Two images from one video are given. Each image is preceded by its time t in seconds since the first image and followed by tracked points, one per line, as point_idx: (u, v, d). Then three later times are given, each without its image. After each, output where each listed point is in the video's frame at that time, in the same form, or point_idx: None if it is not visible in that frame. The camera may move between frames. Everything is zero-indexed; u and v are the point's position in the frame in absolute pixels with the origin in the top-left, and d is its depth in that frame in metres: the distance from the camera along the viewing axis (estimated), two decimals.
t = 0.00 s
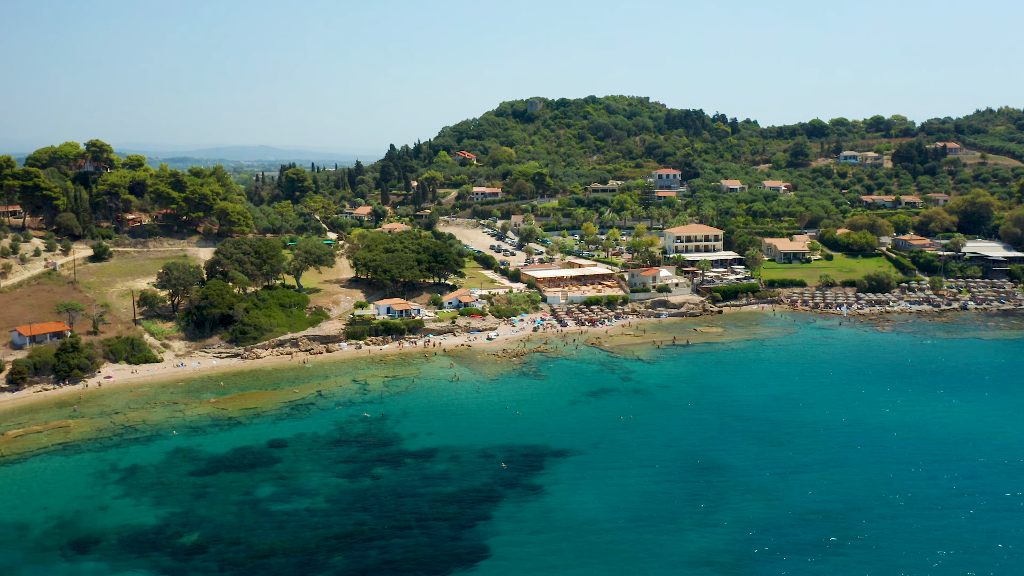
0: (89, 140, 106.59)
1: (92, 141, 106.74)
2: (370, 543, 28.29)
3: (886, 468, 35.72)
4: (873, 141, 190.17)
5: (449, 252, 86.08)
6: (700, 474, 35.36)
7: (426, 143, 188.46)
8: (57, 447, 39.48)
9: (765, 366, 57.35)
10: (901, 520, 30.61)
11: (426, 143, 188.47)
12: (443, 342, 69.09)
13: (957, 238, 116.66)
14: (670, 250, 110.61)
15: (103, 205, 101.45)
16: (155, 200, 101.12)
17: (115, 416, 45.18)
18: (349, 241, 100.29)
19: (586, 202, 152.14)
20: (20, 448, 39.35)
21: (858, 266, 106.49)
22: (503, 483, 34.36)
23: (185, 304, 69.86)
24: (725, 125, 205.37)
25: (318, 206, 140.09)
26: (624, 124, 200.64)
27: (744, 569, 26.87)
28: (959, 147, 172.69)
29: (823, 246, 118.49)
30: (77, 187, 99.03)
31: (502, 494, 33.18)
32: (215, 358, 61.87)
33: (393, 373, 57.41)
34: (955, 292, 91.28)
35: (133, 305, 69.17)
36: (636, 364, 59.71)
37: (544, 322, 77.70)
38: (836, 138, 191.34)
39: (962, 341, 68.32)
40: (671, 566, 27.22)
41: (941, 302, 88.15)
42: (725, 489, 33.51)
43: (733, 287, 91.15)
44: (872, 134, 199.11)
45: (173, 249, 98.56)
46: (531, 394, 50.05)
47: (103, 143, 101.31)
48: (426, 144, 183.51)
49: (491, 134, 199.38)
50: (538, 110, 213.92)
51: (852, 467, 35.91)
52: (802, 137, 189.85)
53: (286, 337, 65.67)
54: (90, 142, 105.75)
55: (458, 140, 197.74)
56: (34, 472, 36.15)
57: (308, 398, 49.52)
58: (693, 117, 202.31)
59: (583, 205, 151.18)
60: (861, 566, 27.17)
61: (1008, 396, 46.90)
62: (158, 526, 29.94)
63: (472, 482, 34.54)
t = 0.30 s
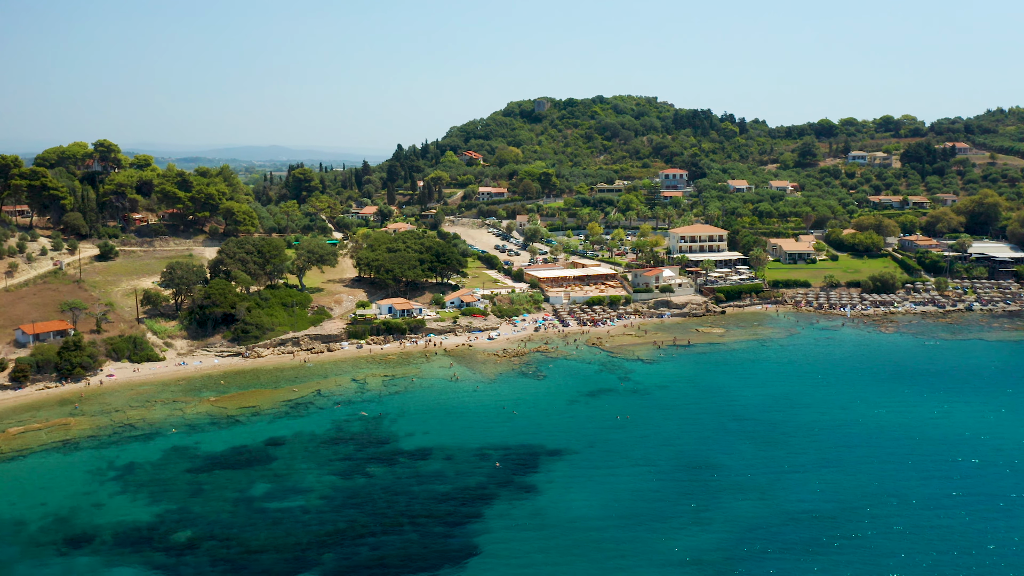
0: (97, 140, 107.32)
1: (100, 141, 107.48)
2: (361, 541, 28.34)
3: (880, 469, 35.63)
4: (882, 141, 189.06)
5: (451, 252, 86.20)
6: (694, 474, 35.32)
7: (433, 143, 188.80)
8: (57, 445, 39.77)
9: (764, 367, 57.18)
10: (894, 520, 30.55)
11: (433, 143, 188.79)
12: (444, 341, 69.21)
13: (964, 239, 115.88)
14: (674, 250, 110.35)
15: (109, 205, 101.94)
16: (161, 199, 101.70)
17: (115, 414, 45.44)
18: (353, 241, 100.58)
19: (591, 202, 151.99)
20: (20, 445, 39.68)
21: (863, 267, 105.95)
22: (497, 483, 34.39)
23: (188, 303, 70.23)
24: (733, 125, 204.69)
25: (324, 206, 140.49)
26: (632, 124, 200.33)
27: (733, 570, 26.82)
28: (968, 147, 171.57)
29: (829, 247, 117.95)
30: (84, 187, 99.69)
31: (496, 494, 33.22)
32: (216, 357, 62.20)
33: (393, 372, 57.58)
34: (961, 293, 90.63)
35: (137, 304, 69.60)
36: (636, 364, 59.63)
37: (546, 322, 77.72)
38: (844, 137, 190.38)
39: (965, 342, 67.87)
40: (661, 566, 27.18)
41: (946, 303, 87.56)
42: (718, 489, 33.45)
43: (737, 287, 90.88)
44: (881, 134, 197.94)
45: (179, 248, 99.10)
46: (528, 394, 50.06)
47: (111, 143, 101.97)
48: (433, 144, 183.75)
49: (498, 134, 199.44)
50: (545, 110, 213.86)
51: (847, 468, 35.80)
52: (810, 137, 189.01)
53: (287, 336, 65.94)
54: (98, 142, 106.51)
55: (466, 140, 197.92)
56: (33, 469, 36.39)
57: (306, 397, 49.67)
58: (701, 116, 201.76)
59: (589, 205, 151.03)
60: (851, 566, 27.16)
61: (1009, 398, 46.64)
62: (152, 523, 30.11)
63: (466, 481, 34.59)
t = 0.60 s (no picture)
0: (104, 140, 108.09)
1: (108, 141, 108.23)
2: (352, 539, 28.43)
3: (875, 470, 35.58)
4: (891, 141, 187.97)
5: (454, 252, 86.35)
6: (689, 475, 35.29)
7: (440, 143, 189.13)
8: (56, 442, 40.11)
9: (764, 367, 57.07)
10: (886, 522, 30.47)
11: (440, 143, 189.16)
12: (445, 341, 69.38)
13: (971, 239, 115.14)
14: (678, 250, 110.14)
15: (116, 204, 102.49)
16: (167, 199, 102.31)
17: (115, 412, 45.80)
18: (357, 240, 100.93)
19: (597, 202, 151.84)
20: (20, 443, 40.04)
21: (868, 267, 105.43)
22: (491, 483, 34.49)
23: (191, 302, 70.62)
24: (741, 125, 204.07)
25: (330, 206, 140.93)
26: (639, 124, 200.02)
27: (723, 571, 26.80)
28: (978, 147, 170.43)
29: (834, 247, 117.44)
30: (91, 186, 100.36)
31: (489, 493, 33.29)
32: (218, 355, 62.58)
33: (392, 371, 57.74)
34: (966, 294, 90.03)
35: (141, 303, 70.05)
36: (636, 364, 59.65)
37: (547, 322, 77.78)
38: (853, 138, 189.43)
39: (968, 343, 67.51)
40: (650, 567, 27.19)
41: (951, 304, 86.99)
42: (712, 490, 33.44)
43: (740, 288, 90.65)
44: (891, 134, 196.81)
45: (185, 248, 99.65)
46: (527, 393, 50.14)
47: (118, 143, 102.65)
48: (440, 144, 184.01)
49: (506, 134, 199.56)
50: (553, 110, 213.85)
51: (842, 469, 35.75)
52: (818, 137, 188.20)
53: (289, 335, 66.22)
54: (105, 142, 107.27)
55: (473, 140, 198.17)
56: (31, 466, 36.73)
57: (305, 395, 49.93)
58: (708, 116, 201.17)
59: (595, 205, 150.90)
60: (841, 567, 27.10)
61: (1009, 399, 46.38)
62: (147, 521, 30.32)
63: (460, 481, 34.67)
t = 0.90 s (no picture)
0: (112, 140, 108.84)
1: (115, 141, 108.98)
2: (343, 537, 28.57)
3: (870, 471, 35.52)
4: (900, 141, 186.84)
5: (456, 252, 86.50)
6: (683, 475, 35.34)
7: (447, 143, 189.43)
8: (56, 439, 40.46)
9: (764, 367, 56.94)
10: (878, 523, 30.41)
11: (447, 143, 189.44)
12: (446, 340, 69.52)
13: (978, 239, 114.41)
14: (683, 250, 109.89)
15: (123, 204, 103.18)
16: (173, 199, 102.91)
17: (115, 410, 46.17)
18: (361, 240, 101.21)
19: (603, 202, 151.65)
20: (20, 440, 40.42)
21: (873, 268, 104.86)
22: (485, 481, 34.59)
23: (194, 301, 71.08)
24: (750, 125, 203.33)
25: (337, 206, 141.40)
26: (647, 124, 199.68)
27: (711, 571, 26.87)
28: (987, 147, 169.21)
29: (840, 247, 116.90)
30: (98, 185, 101.02)
31: (482, 492, 33.39)
32: (220, 354, 62.96)
33: (392, 371, 57.93)
34: (972, 295, 89.48)
35: (145, 302, 70.55)
36: (636, 364, 59.64)
37: (549, 322, 77.82)
38: (861, 137, 188.38)
39: (971, 344, 67.14)
40: (640, 566, 27.28)
41: (957, 304, 86.50)
42: (705, 490, 33.48)
43: (744, 288, 90.42)
44: (900, 134, 195.56)
45: (190, 247, 100.20)
46: (525, 393, 50.21)
47: (125, 143, 103.37)
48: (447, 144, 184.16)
49: (513, 134, 199.64)
50: (560, 110, 213.76)
51: (837, 469, 35.69)
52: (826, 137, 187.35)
53: (291, 334, 66.54)
54: (113, 142, 108.01)
55: (480, 140, 198.34)
56: (29, 463, 37.09)
57: (304, 394, 50.20)
58: (716, 116, 200.56)
59: (600, 205, 150.73)
60: (831, 568, 27.11)
61: (1008, 400, 46.21)
62: (141, 517, 30.57)
63: (454, 479, 34.79)
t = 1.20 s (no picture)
0: (120, 140, 109.61)
1: (123, 141, 109.73)
2: (335, 535, 28.71)
3: (864, 471, 35.43)
4: (910, 141, 185.65)
5: (458, 252, 86.65)
6: (677, 474, 35.33)
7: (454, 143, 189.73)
8: (55, 437, 40.77)
9: (764, 368, 56.78)
10: (871, 524, 30.29)
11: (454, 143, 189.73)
12: (447, 340, 69.66)
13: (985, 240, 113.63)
14: (687, 250, 109.66)
15: (129, 204, 103.97)
16: (180, 198, 103.49)
17: (116, 407, 46.52)
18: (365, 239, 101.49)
19: (608, 202, 151.46)
20: (20, 437, 40.79)
21: (878, 268, 104.30)
22: (478, 480, 34.68)
23: (197, 301, 71.50)
24: (758, 125, 202.60)
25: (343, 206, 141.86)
26: (654, 124, 199.29)
27: (700, 571, 26.89)
28: (997, 147, 167.97)
29: (846, 248, 116.35)
30: (105, 185, 101.72)
31: (475, 491, 33.47)
32: (222, 352, 63.32)
33: (392, 370, 58.09)
34: (977, 296, 88.91)
35: (148, 301, 71.03)
36: (635, 364, 59.60)
37: (551, 321, 77.85)
38: (870, 137, 187.32)
39: (974, 345, 66.74)
40: (629, 565, 27.32)
41: (962, 305, 85.95)
42: (698, 489, 33.49)
43: (747, 288, 90.19)
44: (909, 134, 194.33)
45: (196, 247, 100.78)
46: (523, 393, 50.28)
47: (132, 143, 104.08)
48: (454, 144, 184.45)
49: (520, 134, 199.72)
50: (567, 110, 213.66)
51: (831, 470, 35.63)
52: (835, 137, 186.44)
53: (292, 334, 66.86)
54: (120, 142, 108.79)
55: (487, 140, 198.58)
56: (28, 460, 37.46)
57: (304, 393, 50.43)
58: (724, 116, 199.96)
59: (606, 205, 150.54)
60: (821, 569, 27.04)
61: (1009, 401, 45.99)
62: (136, 514, 30.82)
63: (448, 478, 34.89)
